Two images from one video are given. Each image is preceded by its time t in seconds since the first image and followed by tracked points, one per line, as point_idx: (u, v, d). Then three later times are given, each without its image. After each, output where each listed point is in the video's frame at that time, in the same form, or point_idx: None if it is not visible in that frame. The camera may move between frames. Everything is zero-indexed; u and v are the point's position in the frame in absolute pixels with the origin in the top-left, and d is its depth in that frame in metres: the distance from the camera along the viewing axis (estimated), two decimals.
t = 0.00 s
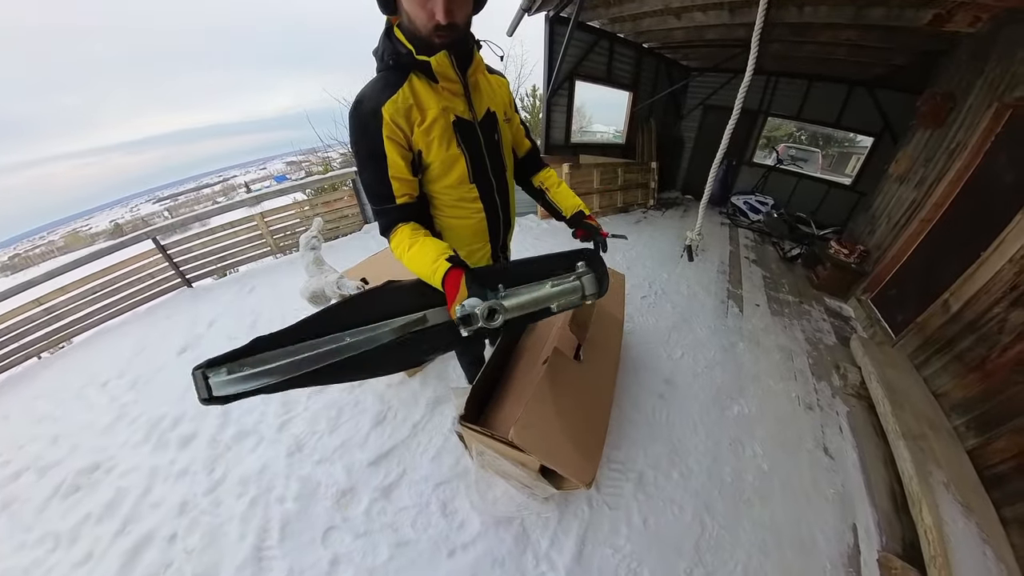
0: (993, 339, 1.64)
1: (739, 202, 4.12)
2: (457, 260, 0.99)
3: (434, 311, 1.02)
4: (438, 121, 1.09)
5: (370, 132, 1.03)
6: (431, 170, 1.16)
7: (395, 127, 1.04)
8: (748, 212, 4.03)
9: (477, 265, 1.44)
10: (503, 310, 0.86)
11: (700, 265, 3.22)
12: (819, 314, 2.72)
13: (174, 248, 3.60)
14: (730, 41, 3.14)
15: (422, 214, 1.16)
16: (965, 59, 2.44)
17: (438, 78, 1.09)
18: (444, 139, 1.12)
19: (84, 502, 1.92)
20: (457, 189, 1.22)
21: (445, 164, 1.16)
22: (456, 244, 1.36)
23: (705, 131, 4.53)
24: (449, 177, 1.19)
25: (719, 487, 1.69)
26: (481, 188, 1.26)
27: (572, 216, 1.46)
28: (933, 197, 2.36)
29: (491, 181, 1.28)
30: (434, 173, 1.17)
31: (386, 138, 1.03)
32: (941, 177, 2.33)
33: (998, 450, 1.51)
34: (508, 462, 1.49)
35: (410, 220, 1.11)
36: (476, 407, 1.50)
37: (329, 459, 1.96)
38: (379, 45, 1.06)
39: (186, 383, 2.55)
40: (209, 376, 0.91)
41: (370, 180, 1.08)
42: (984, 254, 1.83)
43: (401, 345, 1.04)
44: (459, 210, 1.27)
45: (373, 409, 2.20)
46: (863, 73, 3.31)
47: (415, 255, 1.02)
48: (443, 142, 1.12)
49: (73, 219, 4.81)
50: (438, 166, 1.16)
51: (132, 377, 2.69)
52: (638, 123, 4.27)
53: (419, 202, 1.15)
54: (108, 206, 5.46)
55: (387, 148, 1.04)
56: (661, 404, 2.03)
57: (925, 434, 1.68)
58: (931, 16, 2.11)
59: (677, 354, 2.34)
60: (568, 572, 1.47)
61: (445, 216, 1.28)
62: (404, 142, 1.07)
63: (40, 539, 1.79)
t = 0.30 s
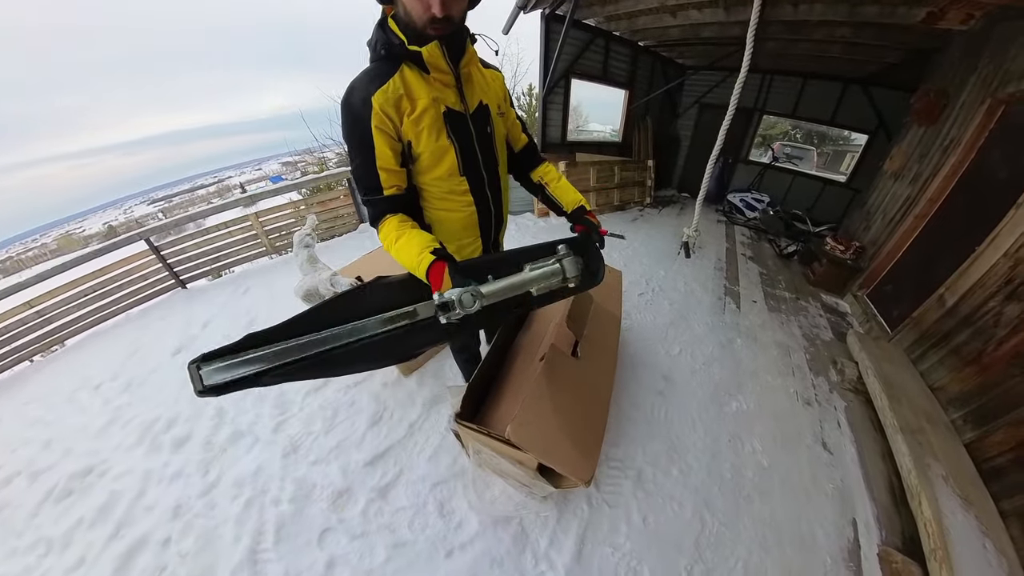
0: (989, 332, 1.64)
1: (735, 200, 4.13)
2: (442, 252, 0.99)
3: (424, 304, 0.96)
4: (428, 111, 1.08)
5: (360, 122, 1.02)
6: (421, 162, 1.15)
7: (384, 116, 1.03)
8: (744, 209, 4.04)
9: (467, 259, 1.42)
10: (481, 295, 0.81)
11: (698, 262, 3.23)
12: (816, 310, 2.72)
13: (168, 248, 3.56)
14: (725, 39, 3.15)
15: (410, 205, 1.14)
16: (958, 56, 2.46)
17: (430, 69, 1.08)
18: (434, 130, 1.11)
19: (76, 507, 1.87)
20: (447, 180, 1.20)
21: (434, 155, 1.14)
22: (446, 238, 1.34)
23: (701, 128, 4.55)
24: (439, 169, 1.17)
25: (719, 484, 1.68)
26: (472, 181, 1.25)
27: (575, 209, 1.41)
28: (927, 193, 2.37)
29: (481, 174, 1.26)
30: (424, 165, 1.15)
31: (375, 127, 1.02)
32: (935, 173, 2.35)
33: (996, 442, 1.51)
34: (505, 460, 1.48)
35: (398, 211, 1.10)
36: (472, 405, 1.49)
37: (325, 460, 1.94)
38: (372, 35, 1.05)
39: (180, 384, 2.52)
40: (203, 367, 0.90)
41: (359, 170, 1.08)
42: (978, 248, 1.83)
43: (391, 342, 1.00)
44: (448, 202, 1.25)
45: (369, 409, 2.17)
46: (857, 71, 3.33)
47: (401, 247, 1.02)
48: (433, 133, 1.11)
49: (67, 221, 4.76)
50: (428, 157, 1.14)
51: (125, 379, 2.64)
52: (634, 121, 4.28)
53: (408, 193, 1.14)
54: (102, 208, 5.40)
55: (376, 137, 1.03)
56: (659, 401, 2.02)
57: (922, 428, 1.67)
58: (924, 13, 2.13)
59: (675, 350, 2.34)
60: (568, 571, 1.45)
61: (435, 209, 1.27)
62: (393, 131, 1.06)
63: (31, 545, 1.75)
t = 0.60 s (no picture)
0: (985, 327, 1.65)
1: (732, 198, 4.14)
2: (435, 242, 0.98)
3: (419, 299, 0.94)
4: (420, 104, 1.07)
5: (352, 113, 1.02)
6: (414, 155, 1.14)
7: (376, 108, 1.02)
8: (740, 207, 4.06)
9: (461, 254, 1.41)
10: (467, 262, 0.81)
11: (695, 260, 3.23)
12: (812, 307, 2.73)
13: (163, 249, 3.53)
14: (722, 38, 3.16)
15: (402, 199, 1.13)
16: (951, 54, 2.47)
17: (422, 62, 1.07)
18: (426, 122, 1.10)
19: (70, 510, 1.85)
20: (440, 174, 1.19)
21: (428, 148, 1.13)
22: (439, 233, 1.32)
23: (697, 127, 4.56)
24: (431, 162, 1.17)
25: (718, 480, 1.68)
26: (465, 175, 1.24)
27: (572, 202, 1.40)
28: (921, 190, 2.38)
29: (475, 167, 1.26)
30: (416, 158, 1.15)
31: (366, 119, 1.02)
32: (929, 170, 2.36)
33: (993, 436, 1.51)
34: (503, 458, 1.47)
35: (390, 204, 1.09)
36: (470, 403, 1.48)
37: (322, 460, 1.92)
38: (367, 29, 1.06)
39: (176, 385, 2.49)
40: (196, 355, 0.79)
41: (351, 162, 1.07)
42: (972, 244, 1.84)
43: (388, 340, 0.92)
44: (441, 196, 1.24)
45: (366, 408, 2.16)
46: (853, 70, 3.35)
47: (393, 238, 1.01)
48: (425, 125, 1.10)
49: (60, 222, 4.72)
50: (421, 150, 1.13)
51: (120, 380, 2.62)
52: (631, 120, 4.29)
53: (400, 186, 1.13)
54: (96, 209, 5.36)
55: (368, 129, 1.02)
56: (657, 398, 2.01)
57: (919, 422, 1.68)
58: (918, 11, 2.14)
59: (673, 347, 2.34)
60: (567, 570, 1.44)
61: (428, 203, 1.26)
62: (385, 124, 1.05)
63: (24, 549, 1.72)
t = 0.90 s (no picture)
0: (980, 324, 1.66)
1: (729, 197, 4.16)
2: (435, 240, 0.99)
3: (427, 304, 0.97)
4: (416, 103, 1.07)
5: (348, 113, 1.02)
6: (410, 155, 1.14)
7: (373, 109, 1.03)
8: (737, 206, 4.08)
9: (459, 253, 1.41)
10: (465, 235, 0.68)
11: (692, 258, 3.25)
12: (809, 305, 2.75)
13: (160, 250, 3.52)
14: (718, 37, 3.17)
15: (400, 198, 1.13)
16: (947, 53, 2.49)
17: (418, 61, 1.08)
18: (422, 122, 1.10)
19: (68, 513, 1.84)
20: (437, 173, 1.20)
21: (424, 146, 1.13)
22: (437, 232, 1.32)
23: (694, 126, 4.58)
24: (428, 161, 1.16)
25: (716, 477, 1.69)
26: (462, 174, 1.24)
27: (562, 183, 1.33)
28: (917, 188, 2.39)
29: (472, 166, 1.26)
30: (413, 157, 1.15)
31: (363, 119, 1.02)
32: (925, 169, 2.38)
33: (988, 432, 1.52)
34: (502, 457, 1.48)
35: (390, 204, 1.10)
36: (468, 402, 1.49)
37: (321, 461, 1.92)
38: (362, 30, 1.06)
39: (173, 387, 2.48)
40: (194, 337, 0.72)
41: (349, 162, 1.07)
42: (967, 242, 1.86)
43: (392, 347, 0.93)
44: (439, 195, 1.24)
45: (365, 409, 2.16)
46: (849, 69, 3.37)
47: (392, 237, 1.02)
48: (421, 124, 1.10)
49: (56, 224, 4.69)
50: (417, 149, 1.13)
51: (117, 383, 2.61)
52: (628, 119, 4.29)
53: (398, 186, 1.13)
54: (92, 210, 5.33)
55: (365, 129, 1.02)
56: (656, 397, 2.02)
57: (916, 418, 1.69)
58: (914, 11, 2.15)
59: (671, 345, 2.34)
60: (566, 568, 1.45)
61: (426, 203, 1.26)
62: (382, 124, 1.06)
63: (22, 553, 1.71)
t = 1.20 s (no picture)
0: (975, 322, 1.68)
1: (727, 195, 4.18)
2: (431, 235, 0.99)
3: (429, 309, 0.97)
4: (415, 104, 1.08)
5: (348, 115, 1.03)
6: (409, 156, 1.14)
7: (372, 110, 1.03)
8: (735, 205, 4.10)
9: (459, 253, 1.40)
10: (455, 190, 0.68)
11: (690, 257, 3.27)
12: (806, 303, 2.77)
13: (157, 251, 3.52)
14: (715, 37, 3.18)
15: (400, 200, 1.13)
16: (942, 52, 2.51)
17: (417, 62, 1.08)
18: (421, 123, 1.10)
19: (67, 516, 1.84)
20: (437, 174, 1.19)
21: (423, 147, 1.13)
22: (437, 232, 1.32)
23: (692, 126, 4.59)
24: (428, 162, 1.16)
25: (715, 474, 1.70)
26: (462, 174, 1.24)
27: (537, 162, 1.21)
28: (913, 187, 2.41)
29: (471, 166, 1.25)
30: (412, 158, 1.15)
31: (362, 121, 1.03)
32: (921, 167, 2.40)
33: (983, 428, 1.54)
34: (502, 455, 1.49)
35: (390, 204, 1.10)
36: (468, 401, 1.49)
37: (321, 461, 1.92)
38: (362, 32, 1.07)
39: (172, 389, 2.49)
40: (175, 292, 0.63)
41: (349, 163, 1.08)
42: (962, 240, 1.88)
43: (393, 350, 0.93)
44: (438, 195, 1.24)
45: (365, 408, 2.16)
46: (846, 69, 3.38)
47: (392, 234, 1.02)
48: (420, 125, 1.10)
49: (52, 225, 4.68)
50: (416, 150, 1.13)
51: (116, 384, 2.61)
52: (626, 119, 4.30)
53: (398, 186, 1.13)
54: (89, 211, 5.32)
55: (364, 131, 1.03)
56: (655, 395, 2.03)
57: (912, 415, 1.71)
58: (909, 11, 2.17)
59: (669, 344, 2.36)
60: (566, 565, 1.46)
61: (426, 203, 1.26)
62: (381, 125, 1.06)
63: (21, 556, 1.72)
